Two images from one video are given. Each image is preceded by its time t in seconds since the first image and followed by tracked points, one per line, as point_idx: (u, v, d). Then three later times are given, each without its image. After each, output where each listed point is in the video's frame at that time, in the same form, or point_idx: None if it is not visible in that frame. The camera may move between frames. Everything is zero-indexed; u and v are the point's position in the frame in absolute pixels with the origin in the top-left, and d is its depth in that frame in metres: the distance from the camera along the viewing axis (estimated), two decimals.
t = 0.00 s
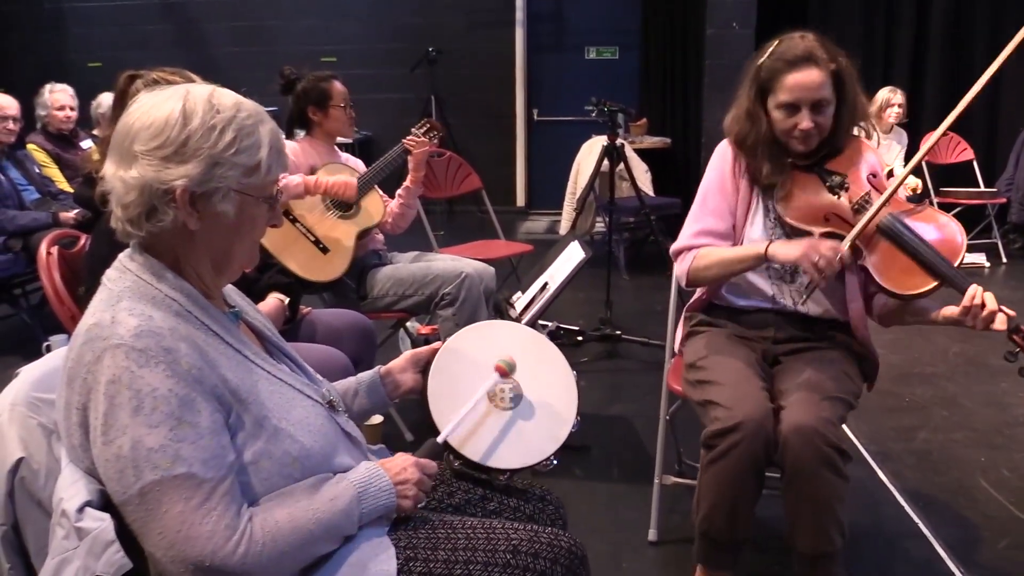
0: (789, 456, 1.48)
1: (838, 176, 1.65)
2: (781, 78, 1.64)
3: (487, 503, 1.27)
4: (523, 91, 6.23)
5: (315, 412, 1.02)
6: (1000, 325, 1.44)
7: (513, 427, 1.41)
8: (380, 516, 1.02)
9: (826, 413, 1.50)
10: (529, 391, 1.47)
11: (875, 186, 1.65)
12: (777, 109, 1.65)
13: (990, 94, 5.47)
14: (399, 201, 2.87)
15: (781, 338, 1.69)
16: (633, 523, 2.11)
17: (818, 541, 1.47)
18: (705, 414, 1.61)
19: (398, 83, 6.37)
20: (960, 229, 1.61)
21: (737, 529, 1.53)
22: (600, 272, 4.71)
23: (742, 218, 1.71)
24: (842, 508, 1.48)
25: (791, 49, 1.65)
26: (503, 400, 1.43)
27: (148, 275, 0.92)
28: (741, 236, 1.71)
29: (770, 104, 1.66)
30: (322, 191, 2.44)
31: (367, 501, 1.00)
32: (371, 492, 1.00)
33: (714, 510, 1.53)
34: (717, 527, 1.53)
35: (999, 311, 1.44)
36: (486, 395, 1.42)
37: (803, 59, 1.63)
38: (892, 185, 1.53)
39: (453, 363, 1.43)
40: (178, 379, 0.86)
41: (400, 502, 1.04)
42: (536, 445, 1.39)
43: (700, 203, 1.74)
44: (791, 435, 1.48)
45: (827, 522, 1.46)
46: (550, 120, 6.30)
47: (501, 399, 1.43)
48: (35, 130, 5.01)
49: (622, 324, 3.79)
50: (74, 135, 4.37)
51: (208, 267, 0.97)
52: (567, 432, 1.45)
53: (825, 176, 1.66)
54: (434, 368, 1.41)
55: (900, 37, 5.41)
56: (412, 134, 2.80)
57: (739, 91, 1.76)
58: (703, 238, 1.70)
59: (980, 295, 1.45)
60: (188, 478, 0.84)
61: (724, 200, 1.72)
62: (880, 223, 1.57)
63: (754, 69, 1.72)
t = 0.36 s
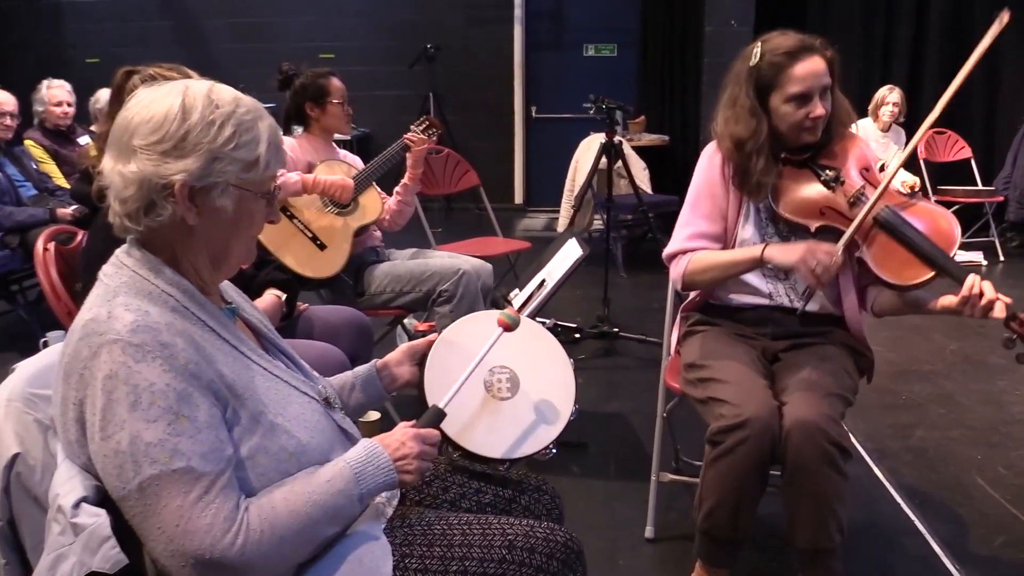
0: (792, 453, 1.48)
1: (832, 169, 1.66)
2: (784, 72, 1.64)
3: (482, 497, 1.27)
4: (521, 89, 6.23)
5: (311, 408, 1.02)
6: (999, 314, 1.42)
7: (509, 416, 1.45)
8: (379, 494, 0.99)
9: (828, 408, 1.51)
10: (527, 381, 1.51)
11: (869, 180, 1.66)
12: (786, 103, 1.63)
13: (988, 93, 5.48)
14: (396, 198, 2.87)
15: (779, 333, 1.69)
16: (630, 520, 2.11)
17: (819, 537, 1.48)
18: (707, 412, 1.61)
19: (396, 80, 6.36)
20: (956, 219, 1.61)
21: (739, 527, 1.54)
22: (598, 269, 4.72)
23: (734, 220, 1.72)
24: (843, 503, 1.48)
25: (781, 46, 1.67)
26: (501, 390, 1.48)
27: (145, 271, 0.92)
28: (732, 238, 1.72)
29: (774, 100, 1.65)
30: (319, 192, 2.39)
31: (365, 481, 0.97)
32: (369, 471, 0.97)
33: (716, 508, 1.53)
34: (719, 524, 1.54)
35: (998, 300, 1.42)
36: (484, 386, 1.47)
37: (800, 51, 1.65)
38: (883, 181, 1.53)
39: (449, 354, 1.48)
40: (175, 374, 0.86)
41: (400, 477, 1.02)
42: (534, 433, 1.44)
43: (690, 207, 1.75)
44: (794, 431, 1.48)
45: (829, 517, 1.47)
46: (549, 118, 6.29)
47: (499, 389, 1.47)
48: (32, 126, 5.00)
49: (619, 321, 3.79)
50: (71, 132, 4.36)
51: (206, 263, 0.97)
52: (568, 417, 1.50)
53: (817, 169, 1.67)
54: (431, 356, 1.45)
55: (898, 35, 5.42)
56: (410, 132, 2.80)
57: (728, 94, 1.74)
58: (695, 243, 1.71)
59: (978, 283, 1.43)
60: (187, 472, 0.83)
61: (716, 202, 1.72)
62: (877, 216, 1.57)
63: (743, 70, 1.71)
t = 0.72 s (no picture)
0: (786, 455, 1.48)
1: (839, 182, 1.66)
2: (797, 87, 1.62)
3: (478, 494, 1.27)
4: (519, 86, 6.22)
5: (306, 405, 1.02)
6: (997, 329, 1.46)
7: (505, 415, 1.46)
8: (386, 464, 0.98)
9: (824, 414, 1.50)
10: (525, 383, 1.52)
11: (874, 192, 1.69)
12: (796, 117, 1.63)
13: (986, 93, 5.48)
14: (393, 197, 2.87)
15: (779, 334, 1.70)
16: (626, 519, 2.11)
17: (808, 532, 1.49)
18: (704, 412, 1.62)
19: (394, 77, 6.35)
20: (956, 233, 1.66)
21: (733, 528, 1.54)
22: (595, 267, 4.72)
23: (733, 226, 1.71)
24: (834, 502, 1.50)
25: (794, 59, 1.65)
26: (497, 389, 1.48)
27: (141, 267, 0.92)
28: (730, 243, 1.72)
29: (787, 113, 1.64)
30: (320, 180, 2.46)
31: (369, 454, 0.95)
32: (372, 440, 0.95)
33: (711, 508, 1.53)
34: (713, 524, 1.53)
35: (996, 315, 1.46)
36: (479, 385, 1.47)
37: (813, 66, 1.63)
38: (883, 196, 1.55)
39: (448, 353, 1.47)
40: (171, 369, 0.86)
41: (410, 449, 1.00)
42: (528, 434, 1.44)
43: (689, 210, 1.74)
44: (789, 435, 1.48)
45: (820, 516, 1.48)
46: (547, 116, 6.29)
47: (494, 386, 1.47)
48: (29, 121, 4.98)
49: (617, 319, 3.79)
50: (68, 127, 4.34)
51: (201, 259, 0.97)
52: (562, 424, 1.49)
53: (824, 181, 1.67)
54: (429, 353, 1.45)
55: (897, 35, 5.42)
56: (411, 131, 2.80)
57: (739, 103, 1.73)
58: (691, 245, 1.71)
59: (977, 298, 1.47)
60: (184, 465, 0.83)
61: (713, 209, 1.71)
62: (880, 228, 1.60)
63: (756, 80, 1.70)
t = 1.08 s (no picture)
0: (784, 457, 1.48)
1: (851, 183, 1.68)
2: (829, 87, 1.60)
3: (475, 496, 1.27)
4: (518, 85, 6.22)
5: (303, 403, 1.02)
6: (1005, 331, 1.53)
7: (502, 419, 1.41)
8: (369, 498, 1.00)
9: (821, 415, 1.51)
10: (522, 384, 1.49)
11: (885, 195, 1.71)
12: (822, 117, 1.62)
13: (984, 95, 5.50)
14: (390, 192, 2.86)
15: (777, 334, 1.70)
16: (622, 518, 2.11)
17: (805, 535, 1.50)
18: (703, 414, 1.61)
19: (393, 74, 6.34)
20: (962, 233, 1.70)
21: (730, 530, 1.54)
22: (593, 266, 4.72)
23: (735, 224, 1.71)
24: (832, 504, 1.50)
25: (821, 60, 1.62)
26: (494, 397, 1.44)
27: (139, 264, 0.92)
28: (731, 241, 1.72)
29: (812, 112, 1.63)
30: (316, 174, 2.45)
31: (356, 490, 0.97)
32: (361, 476, 0.97)
33: (709, 510, 1.53)
34: (712, 525, 1.54)
35: (1005, 318, 1.53)
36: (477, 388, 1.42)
37: (843, 69, 1.60)
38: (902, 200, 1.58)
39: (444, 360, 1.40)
40: (166, 371, 0.85)
41: (392, 483, 1.01)
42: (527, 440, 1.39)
43: (691, 206, 1.72)
44: (787, 438, 1.48)
45: (817, 518, 1.49)
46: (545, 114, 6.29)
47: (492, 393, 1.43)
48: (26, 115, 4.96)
49: (613, 319, 3.79)
50: (66, 122, 4.33)
51: (199, 258, 0.96)
52: (561, 427, 1.46)
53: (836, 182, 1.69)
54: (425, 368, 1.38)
55: (896, 36, 5.42)
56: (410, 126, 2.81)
57: (761, 97, 1.70)
58: (687, 241, 1.71)
59: (989, 300, 1.53)
60: (176, 470, 0.83)
61: (717, 206, 1.70)
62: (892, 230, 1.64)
63: (783, 77, 1.67)
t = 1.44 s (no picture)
0: (778, 457, 1.49)
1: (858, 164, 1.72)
2: (827, 57, 1.62)
3: (470, 496, 1.27)
4: (513, 85, 6.23)
5: (298, 405, 1.02)
6: None
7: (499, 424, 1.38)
8: (360, 509, 1.02)
9: (813, 415, 1.51)
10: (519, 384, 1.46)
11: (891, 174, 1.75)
12: (825, 88, 1.63)
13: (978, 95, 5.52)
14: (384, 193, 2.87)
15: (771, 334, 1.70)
16: (617, 518, 2.12)
17: (798, 535, 1.50)
18: (696, 414, 1.62)
19: (388, 74, 6.34)
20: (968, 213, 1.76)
21: (724, 531, 1.54)
22: (588, 267, 4.72)
23: (736, 212, 1.70)
24: (824, 505, 1.51)
25: (820, 33, 1.65)
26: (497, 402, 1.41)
27: (131, 266, 0.92)
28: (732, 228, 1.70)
29: (814, 82, 1.64)
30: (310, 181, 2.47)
31: (348, 494, 0.99)
32: (353, 486, 0.99)
33: (703, 510, 1.54)
34: (706, 526, 1.54)
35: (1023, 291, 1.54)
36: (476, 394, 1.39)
37: (841, 40, 1.63)
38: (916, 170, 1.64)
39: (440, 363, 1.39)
40: (161, 372, 0.86)
41: (381, 497, 1.04)
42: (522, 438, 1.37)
43: (690, 192, 1.71)
44: (779, 439, 1.49)
45: (810, 519, 1.49)
46: (541, 114, 6.29)
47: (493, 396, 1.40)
48: (19, 115, 4.94)
49: (608, 319, 3.80)
50: (61, 122, 4.32)
51: (192, 260, 0.96)
52: (555, 426, 1.43)
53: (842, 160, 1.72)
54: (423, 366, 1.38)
55: (889, 36, 5.44)
56: (405, 127, 2.82)
57: (764, 76, 1.72)
58: (686, 228, 1.68)
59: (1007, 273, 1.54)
60: (171, 471, 0.83)
61: (717, 191, 1.69)
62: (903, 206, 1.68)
63: (784, 52, 1.68)
